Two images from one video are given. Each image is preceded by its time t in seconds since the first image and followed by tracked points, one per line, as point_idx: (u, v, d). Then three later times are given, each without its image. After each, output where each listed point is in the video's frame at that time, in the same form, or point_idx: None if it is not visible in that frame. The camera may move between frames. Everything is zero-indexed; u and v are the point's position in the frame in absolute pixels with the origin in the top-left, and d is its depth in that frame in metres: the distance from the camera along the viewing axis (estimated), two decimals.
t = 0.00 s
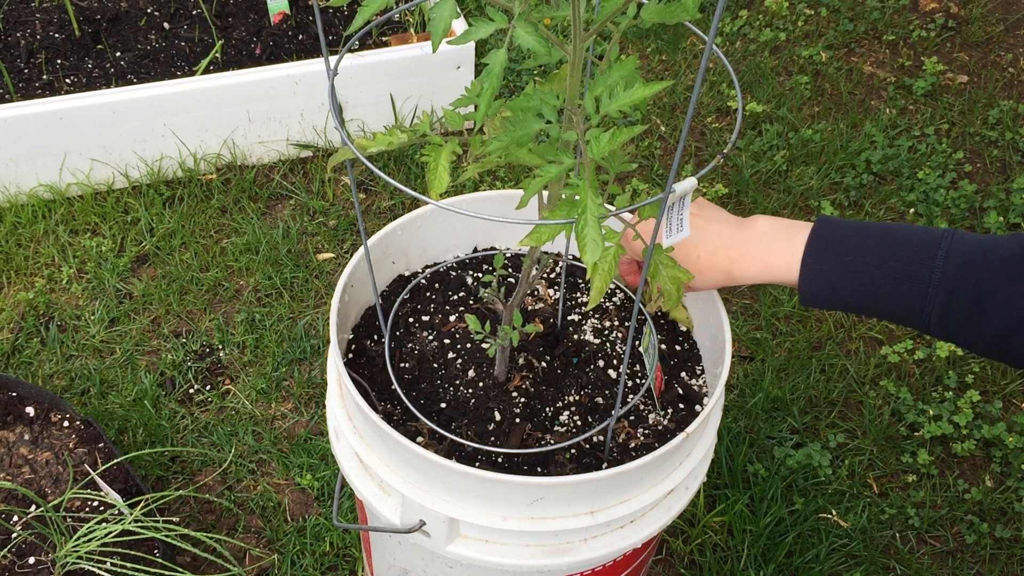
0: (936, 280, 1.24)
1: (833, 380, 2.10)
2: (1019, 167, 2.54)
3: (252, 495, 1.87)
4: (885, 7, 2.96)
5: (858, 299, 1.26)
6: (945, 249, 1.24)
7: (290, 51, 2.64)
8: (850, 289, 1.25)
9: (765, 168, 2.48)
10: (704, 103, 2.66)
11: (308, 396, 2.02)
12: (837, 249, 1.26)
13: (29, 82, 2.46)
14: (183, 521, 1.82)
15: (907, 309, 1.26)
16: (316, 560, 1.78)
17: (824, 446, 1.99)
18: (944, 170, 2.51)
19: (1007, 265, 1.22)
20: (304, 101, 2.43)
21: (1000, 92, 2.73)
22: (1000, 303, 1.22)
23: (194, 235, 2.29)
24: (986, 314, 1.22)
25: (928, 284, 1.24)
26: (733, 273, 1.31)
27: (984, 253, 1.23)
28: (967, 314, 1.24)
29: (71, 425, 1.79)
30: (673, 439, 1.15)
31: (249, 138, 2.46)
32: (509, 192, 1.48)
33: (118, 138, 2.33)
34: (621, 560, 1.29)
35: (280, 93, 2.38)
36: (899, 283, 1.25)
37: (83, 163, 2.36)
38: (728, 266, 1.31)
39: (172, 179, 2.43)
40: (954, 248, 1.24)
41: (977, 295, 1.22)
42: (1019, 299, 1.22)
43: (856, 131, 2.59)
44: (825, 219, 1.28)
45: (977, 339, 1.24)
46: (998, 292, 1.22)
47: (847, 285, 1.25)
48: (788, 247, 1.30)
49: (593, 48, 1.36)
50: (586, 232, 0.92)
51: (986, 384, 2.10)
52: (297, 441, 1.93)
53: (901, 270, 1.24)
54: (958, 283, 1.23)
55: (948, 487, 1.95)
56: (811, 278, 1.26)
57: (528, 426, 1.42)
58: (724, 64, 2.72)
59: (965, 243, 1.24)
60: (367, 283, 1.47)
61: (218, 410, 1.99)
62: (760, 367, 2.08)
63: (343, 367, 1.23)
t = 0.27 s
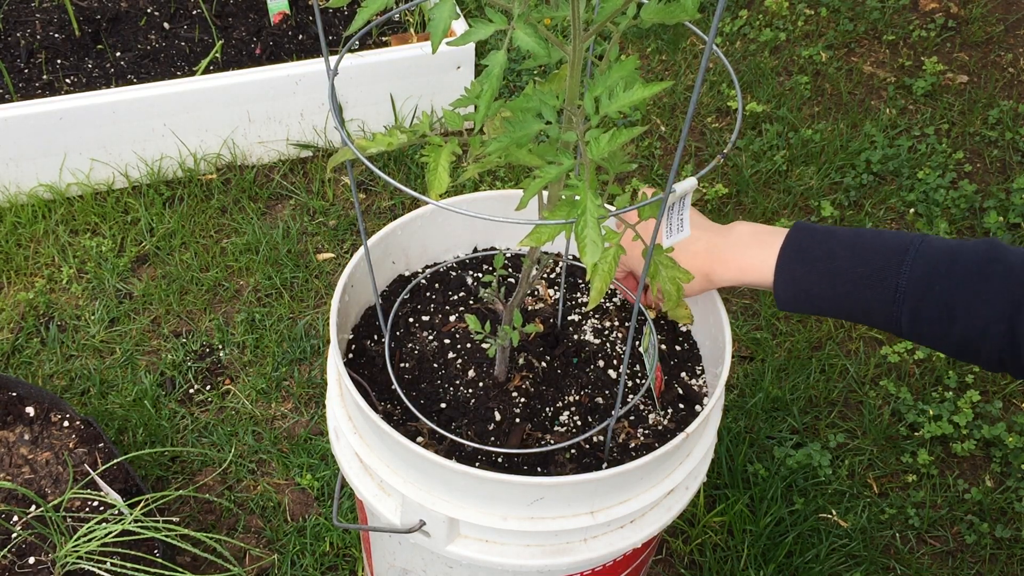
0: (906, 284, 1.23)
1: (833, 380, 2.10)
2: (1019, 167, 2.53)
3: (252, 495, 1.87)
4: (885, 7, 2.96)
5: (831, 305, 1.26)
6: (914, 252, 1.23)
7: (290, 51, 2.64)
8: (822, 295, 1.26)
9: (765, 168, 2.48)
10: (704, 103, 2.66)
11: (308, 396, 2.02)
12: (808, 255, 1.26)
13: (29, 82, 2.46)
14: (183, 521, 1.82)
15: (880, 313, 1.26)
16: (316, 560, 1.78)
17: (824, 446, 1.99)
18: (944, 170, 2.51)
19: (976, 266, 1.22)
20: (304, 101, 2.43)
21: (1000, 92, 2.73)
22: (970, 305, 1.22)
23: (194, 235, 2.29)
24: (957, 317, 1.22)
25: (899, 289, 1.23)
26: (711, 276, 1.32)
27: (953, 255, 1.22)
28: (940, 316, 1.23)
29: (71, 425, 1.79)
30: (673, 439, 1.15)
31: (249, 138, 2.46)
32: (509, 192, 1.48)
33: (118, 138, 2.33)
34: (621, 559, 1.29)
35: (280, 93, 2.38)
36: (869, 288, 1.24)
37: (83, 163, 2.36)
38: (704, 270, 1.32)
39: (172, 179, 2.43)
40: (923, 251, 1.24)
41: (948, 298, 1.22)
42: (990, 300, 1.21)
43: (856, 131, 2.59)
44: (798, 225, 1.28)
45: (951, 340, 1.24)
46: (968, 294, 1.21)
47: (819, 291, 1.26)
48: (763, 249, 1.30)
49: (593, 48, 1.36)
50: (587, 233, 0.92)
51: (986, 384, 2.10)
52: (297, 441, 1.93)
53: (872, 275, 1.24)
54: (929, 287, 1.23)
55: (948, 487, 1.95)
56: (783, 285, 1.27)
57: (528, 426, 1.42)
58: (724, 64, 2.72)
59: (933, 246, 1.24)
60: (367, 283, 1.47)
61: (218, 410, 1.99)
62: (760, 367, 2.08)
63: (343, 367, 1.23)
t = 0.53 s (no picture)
0: (897, 288, 1.23)
1: (833, 380, 2.10)
2: (1019, 167, 2.53)
3: (252, 495, 1.87)
4: (885, 7, 2.96)
5: (823, 313, 1.26)
6: (902, 255, 1.23)
7: (290, 51, 2.64)
8: (814, 303, 1.26)
9: (765, 168, 2.48)
10: (704, 103, 2.66)
11: (308, 396, 2.02)
12: (797, 263, 1.26)
13: (29, 82, 2.46)
14: (183, 521, 1.82)
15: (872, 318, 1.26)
16: (316, 560, 1.78)
17: (824, 446, 1.99)
18: (944, 170, 2.51)
19: (966, 265, 1.21)
20: (304, 101, 2.43)
21: (1000, 92, 2.73)
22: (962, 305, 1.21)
23: (194, 235, 2.29)
24: (950, 318, 1.22)
25: (889, 293, 1.23)
26: (708, 291, 1.32)
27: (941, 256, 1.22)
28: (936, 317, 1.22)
29: (71, 425, 1.79)
30: (673, 438, 1.15)
31: (249, 138, 2.46)
32: (509, 192, 1.48)
33: (117, 138, 2.33)
34: (621, 559, 1.29)
35: (280, 93, 2.38)
36: (860, 294, 1.24)
37: (83, 164, 2.36)
38: (701, 285, 1.33)
39: (172, 179, 2.43)
40: (911, 253, 1.23)
41: (939, 300, 1.21)
42: (982, 298, 1.21)
43: (856, 131, 2.59)
44: (787, 234, 1.29)
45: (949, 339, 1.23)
46: (959, 294, 1.21)
47: (811, 300, 1.26)
48: (758, 261, 1.30)
49: (593, 48, 1.36)
50: (586, 232, 0.92)
51: (986, 384, 2.10)
52: (297, 441, 1.93)
53: (862, 280, 1.24)
54: (919, 289, 1.22)
55: (948, 487, 1.95)
56: (777, 295, 1.27)
57: (528, 426, 1.42)
58: (724, 64, 2.72)
59: (922, 247, 1.23)
60: (367, 283, 1.47)
61: (218, 410, 1.99)
62: (760, 367, 2.08)
63: (343, 367, 1.23)
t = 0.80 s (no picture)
0: (904, 287, 1.23)
1: (833, 380, 2.10)
2: (1019, 167, 2.53)
3: (252, 495, 1.87)
4: (885, 7, 2.96)
5: (830, 311, 1.26)
6: (911, 256, 1.23)
7: (290, 51, 2.64)
8: (821, 301, 1.26)
9: (765, 168, 2.48)
10: (704, 103, 2.66)
11: (308, 396, 2.02)
12: (804, 261, 1.26)
13: (29, 82, 2.46)
14: (183, 521, 1.82)
15: (880, 317, 1.25)
16: (316, 560, 1.78)
17: (824, 446, 1.99)
18: (944, 170, 2.51)
19: (972, 264, 1.21)
20: (304, 101, 2.43)
21: (1000, 92, 2.73)
22: (971, 306, 1.21)
23: (194, 235, 2.29)
24: (959, 318, 1.21)
25: (897, 293, 1.23)
26: (708, 288, 1.33)
27: (950, 256, 1.22)
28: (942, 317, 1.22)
29: (71, 425, 1.79)
30: (673, 438, 1.15)
31: (249, 138, 2.46)
32: (509, 192, 1.48)
33: (117, 138, 2.33)
34: (621, 560, 1.29)
35: (280, 93, 2.38)
36: (867, 293, 1.24)
37: (83, 163, 2.36)
38: (701, 281, 1.33)
39: (172, 179, 2.43)
40: (920, 254, 1.23)
41: (947, 300, 1.21)
42: (990, 299, 1.20)
43: (856, 131, 2.59)
44: (794, 234, 1.29)
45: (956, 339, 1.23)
46: (968, 294, 1.21)
47: (817, 298, 1.26)
48: (758, 260, 1.31)
49: (593, 48, 1.36)
50: (587, 232, 0.92)
51: (986, 384, 2.10)
52: (297, 441, 1.93)
53: (869, 279, 1.24)
54: (928, 289, 1.22)
55: (948, 487, 1.95)
56: (782, 293, 1.27)
57: (528, 426, 1.42)
58: (724, 64, 2.72)
59: (929, 247, 1.23)
60: (367, 283, 1.47)
61: (218, 410, 1.99)
62: (760, 367, 2.08)
63: (343, 367, 1.23)
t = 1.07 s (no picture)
0: (903, 274, 1.23)
1: (833, 380, 2.10)
2: (1019, 167, 2.53)
3: (252, 495, 1.87)
4: (885, 7, 2.96)
5: (828, 295, 1.27)
6: (908, 243, 1.23)
7: (290, 51, 2.64)
8: (816, 286, 1.27)
9: (765, 168, 2.48)
10: (704, 103, 2.66)
11: (308, 396, 2.02)
12: (805, 245, 1.27)
13: (29, 82, 2.46)
14: (183, 521, 1.82)
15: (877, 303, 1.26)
16: (316, 560, 1.78)
17: (824, 446, 1.99)
18: (944, 170, 2.51)
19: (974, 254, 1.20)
20: (304, 101, 2.43)
21: (1000, 92, 2.73)
22: (966, 295, 1.20)
23: (194, 235, 2.29)
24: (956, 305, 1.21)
25: (893, 280, 1.23)
26: (712, 265, 1.33)
27: (947, 245, 1.21)
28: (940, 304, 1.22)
29: (71, 425, 1.79)
30: (673, 438, 1.15)
31: (248, 138, 2.46)
32: (509, 193, 1.48)
33: (117, 138, 2.33)
34: (621, 560, 1.29)
35: (280, 93, 2.38)
36: (866, 278, 1.24)
37: (83, 164, 2.36)
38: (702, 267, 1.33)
39: (172, 179, 2.43)
40: (917, 241, 1.23)
41: (942, 288, 1.21)
42: (986, 289, 1.20)
43: (856, 131, 2.59)
44: (795, 216, 1.29)
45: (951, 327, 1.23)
46: (966, 282, 1.20)
47: (815, 281, 1.26)
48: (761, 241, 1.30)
49: (593, 47, 1.35)
50: (586, 232, 0.92)
51: (986, 384, 2.10)
52: (297, 441, 1.93)
53: (869, 264, 1.24)
54: (925, 276, 1.22)
55: (948, 487, 1.95)
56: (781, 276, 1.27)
57: (528, 426, 1.42)
58: (724, 64, 2.72)
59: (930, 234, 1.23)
60: (367, 283, 1.47)
61: (218, 410, 1.99)
62: (760, 367, 2.08)
63: (343, 367, 1.23)
